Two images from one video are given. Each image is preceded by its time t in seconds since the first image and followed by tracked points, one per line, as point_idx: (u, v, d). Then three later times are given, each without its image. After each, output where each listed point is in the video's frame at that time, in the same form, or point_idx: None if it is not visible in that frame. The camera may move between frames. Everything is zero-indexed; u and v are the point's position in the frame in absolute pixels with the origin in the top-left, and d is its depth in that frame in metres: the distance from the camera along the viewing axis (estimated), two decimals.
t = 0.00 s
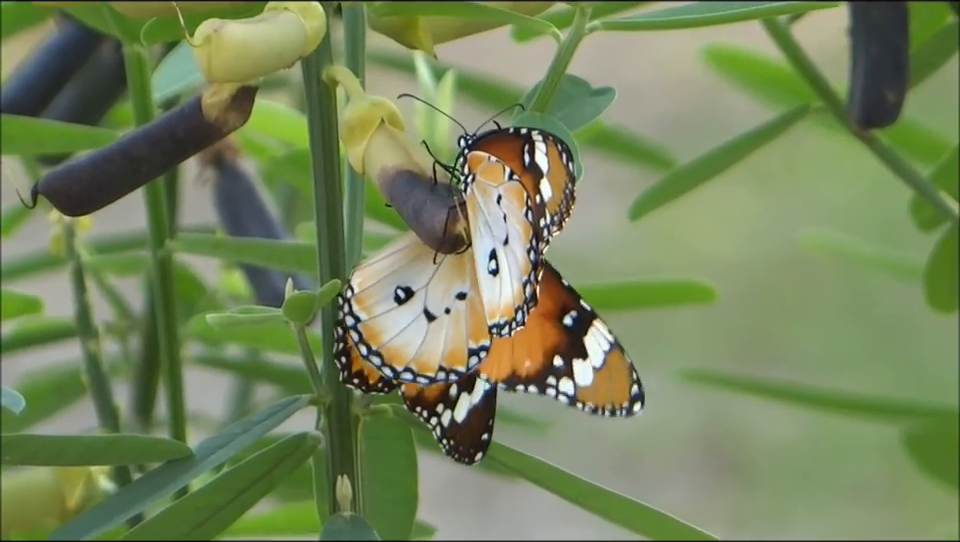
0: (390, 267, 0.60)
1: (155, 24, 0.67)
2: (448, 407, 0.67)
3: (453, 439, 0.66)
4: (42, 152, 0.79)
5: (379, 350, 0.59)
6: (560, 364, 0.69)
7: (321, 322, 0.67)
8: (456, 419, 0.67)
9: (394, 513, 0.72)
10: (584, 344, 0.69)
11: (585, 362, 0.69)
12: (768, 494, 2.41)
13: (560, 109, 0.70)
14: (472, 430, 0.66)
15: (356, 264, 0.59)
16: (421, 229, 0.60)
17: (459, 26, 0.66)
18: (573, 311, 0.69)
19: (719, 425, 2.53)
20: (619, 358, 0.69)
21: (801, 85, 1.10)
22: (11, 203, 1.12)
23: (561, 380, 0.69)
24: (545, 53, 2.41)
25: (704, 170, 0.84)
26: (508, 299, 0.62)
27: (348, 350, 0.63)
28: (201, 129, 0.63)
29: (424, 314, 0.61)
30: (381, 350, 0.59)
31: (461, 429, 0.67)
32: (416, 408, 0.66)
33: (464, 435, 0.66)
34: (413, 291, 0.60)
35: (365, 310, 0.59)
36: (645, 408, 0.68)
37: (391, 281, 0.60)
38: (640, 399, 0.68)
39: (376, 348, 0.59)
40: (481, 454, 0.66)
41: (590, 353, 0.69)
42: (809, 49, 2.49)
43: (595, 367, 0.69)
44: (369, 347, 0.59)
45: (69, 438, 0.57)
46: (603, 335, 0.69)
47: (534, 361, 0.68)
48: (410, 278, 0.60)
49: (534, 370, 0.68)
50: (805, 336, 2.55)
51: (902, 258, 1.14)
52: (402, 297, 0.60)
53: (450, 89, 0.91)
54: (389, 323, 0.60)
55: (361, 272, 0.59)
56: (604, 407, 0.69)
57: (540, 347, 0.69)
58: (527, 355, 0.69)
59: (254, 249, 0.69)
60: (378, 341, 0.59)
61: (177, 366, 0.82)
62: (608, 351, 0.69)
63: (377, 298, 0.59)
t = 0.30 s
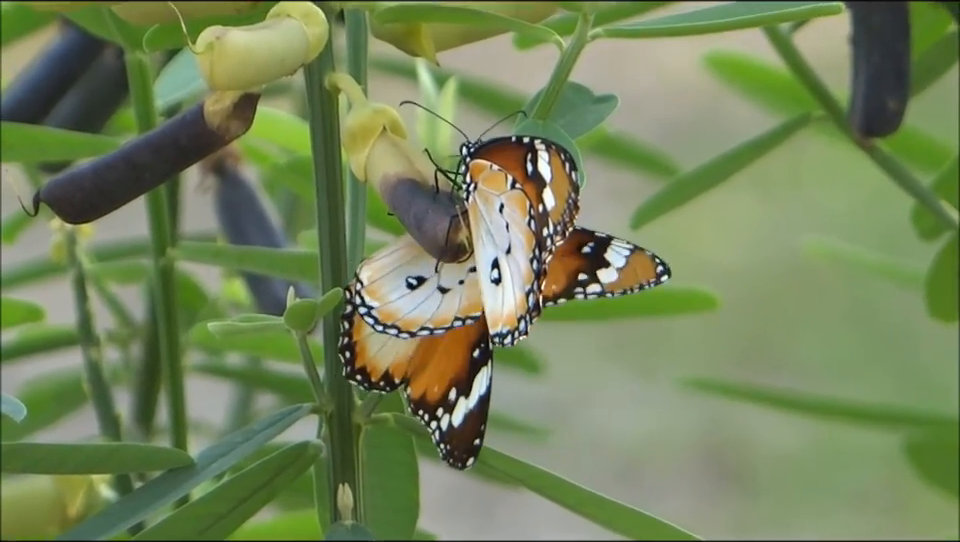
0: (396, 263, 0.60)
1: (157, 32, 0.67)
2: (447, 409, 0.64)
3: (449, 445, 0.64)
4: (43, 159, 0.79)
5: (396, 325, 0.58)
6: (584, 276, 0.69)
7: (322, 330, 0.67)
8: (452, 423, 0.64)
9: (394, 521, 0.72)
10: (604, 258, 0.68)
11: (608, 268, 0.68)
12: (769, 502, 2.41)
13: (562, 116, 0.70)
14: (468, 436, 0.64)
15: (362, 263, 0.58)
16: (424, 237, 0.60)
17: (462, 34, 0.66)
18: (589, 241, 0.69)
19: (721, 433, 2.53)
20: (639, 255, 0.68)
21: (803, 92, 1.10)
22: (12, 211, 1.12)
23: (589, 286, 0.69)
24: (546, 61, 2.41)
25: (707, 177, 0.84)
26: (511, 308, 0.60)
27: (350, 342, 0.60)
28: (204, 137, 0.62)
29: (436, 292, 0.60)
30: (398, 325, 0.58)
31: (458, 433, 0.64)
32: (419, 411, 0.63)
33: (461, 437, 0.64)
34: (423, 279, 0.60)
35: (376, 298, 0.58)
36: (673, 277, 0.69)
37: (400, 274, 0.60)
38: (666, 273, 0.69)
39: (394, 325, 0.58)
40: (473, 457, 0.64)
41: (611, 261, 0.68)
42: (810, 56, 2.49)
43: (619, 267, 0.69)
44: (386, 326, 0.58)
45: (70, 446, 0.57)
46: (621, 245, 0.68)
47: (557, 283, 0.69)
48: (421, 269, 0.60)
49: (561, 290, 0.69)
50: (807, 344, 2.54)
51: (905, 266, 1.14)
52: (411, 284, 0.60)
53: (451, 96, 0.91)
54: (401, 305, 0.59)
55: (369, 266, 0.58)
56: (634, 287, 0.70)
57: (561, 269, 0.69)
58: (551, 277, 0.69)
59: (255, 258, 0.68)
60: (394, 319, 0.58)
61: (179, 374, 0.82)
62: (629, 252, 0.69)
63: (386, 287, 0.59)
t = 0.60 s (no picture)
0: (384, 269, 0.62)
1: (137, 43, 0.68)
2: (465, 422, 0.63)
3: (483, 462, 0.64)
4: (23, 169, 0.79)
5: (383, 341, 0.60)
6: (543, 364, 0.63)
7: (300, 340, 0.67)
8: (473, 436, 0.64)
9: (373, 532, 0.70)
10: (562, 348, 0.65)
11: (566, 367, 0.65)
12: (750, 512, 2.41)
13: (542, 127, 0.71)
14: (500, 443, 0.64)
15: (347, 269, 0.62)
16: (404, 247, 0.61)
17: (441, 45, 0.66)
18: (549, 317, 0.64)
19: (701, 444, 2.53)
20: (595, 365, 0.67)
21: (783, 103, 1.11)
22: None
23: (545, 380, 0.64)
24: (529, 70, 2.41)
25: (686, 188, 0.84)
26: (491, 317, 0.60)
27: (359, 350, 0.63)
28: (184, 146, 0.62)
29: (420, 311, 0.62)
30: (385, 342, 0.60)
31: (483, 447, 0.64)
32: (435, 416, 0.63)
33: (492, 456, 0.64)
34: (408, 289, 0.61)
35: (364, 304, 0.60)
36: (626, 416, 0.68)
37: (384, 281, 0.61)
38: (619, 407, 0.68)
39: (380, 340, 0.60)
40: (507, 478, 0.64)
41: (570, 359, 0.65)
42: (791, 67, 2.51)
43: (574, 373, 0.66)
44: (373, 339, 0.60)
45: (50, 455, 0.57)
46: (577, 344, 0.66)
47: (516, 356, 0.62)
48: (402, 278, 0.62)
49: (521, 366, 0.62)
50: (788, 354, 2.55)
51: (884, 277, 1.14)
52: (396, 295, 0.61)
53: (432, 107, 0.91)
54: (388, 317, 0.61)
55: (354, 271, 0.61)
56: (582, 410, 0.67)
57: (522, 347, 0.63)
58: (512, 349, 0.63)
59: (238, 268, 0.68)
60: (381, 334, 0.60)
61: (159, 384, 0.81)
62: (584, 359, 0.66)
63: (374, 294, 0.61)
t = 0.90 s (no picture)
0: (376, 266, 0.63)
1: (127, 32, 0.68)
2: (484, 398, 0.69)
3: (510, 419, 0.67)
4: (14, 159, 0.79)
5: (382, 347, 0.63)
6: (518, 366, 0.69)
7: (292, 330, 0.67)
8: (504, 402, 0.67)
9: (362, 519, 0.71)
10: (535, 349, 0.70)
11: (538, 371, 0.70)
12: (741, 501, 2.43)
13: (532, 117, 0.71)
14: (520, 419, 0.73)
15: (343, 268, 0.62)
16: (395, 237, 0.60)
17: (432, 34, 0.66)
18: (523, 315, 0.70)
19: (692, 432, 2.54)
20: (566, 370, 0.71)
21: (774, 91, 1.11)
22: None
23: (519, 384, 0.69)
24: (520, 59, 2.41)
25: (674, 177, 0.84)
26: (481, 308, 0.62)
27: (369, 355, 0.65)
28: (174, 137, 0.62)
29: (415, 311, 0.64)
30: (385, 346, 0.63)
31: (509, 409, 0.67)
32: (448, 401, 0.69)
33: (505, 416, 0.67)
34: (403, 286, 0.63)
35: (363, 307, 0.62)
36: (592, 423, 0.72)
37: (379, 278, 0.62)
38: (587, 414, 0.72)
39: (381, 344, 0.63)
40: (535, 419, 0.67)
41: (542, 363, 0.70)
42: (782, 56, 2.51)
43: (545, 377, 0.71)
44: (373, 344, 0.63)
45: (43, 444, 0.57)
46: (551, 345, 0.70)
47: (492, 360, 0.68)
48: (397, 273, 0.62)
49: (495, 370, 0.68)
50: (777, 343, 2.56)
51: (874, 265, 1.15)
52: (391, 293, 0.63)
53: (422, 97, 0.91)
54: (385, 319, 0.63)
55: (349, 273, 0.62)
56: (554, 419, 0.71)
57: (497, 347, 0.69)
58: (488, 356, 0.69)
59: (228, 256, 0.68)
60: (380, 338, 0.63)
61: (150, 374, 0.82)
62: (556, 363, 0.71)
63: (371, 296, 0.62)
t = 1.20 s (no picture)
0: (368, 261, 0.62)
1: (124, 30, 0.68)
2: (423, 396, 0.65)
3: (426, 428, 0.65)
4: (10, 157, 0.79)
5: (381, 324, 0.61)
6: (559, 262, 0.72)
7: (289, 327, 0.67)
8: (429, 408, 0.64)
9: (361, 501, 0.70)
10: (575, 240, 0.72)
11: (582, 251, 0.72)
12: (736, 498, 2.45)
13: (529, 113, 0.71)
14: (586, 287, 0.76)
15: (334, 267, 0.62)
16: (392, 233, 0.61)
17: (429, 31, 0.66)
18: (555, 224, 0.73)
19: (690, 430, 2.54)
20: (610, 235, 0.73)
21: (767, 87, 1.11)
22: None
23: (567, 271, 0.72)
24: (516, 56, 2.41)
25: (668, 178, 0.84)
26: (479, 303, 0.63)
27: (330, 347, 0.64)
28: (171, 133, 0.63)
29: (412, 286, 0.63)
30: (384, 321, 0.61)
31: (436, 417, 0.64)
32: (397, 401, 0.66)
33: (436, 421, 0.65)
34: (398, 273, 0.62)
35: (355, 300, 0.61)
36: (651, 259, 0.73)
37: (373, 273, 0.62)
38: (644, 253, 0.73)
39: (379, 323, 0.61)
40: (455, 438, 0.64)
41: (583, 244, 0.72)
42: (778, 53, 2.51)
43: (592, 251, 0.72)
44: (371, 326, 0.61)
45: (40, 441, 0.57)
46: (591, 226, 0.72)
47: (533, 269, 0.72)
48: (391, 264, 0.62)
49: (538, 277, 0.72)
50: (775, 341, 2.56)
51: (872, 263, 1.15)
52: (388, 282, 0.62)
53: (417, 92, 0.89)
54: (380, 304, 0.61)
55: (340, 270, 0.61)
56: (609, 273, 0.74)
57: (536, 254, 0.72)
58: (531, 268, 0.73)
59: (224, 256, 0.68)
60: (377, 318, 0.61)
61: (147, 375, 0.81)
62: (602, 237, 0.73)
63: (364, 288, 0.61)
